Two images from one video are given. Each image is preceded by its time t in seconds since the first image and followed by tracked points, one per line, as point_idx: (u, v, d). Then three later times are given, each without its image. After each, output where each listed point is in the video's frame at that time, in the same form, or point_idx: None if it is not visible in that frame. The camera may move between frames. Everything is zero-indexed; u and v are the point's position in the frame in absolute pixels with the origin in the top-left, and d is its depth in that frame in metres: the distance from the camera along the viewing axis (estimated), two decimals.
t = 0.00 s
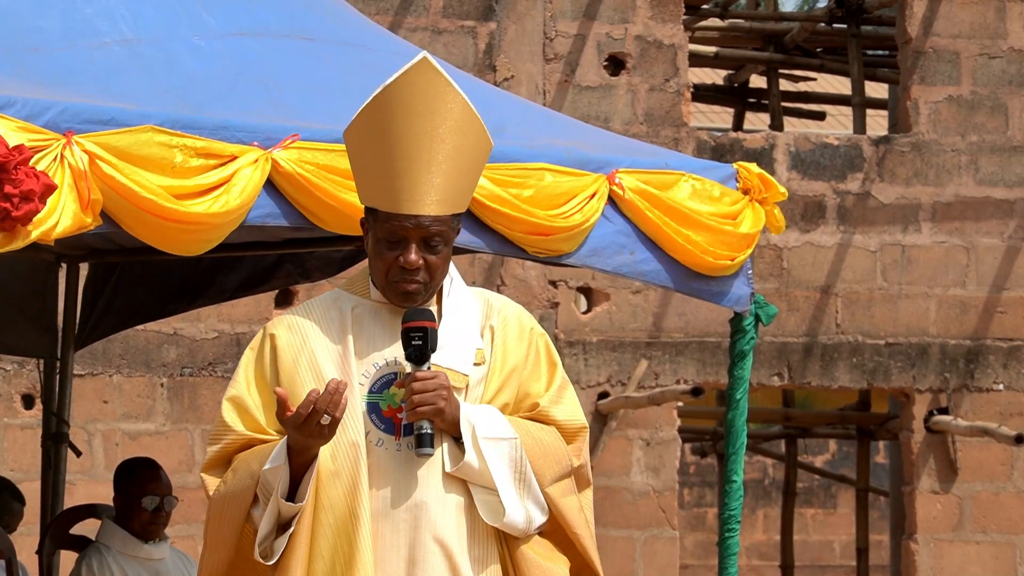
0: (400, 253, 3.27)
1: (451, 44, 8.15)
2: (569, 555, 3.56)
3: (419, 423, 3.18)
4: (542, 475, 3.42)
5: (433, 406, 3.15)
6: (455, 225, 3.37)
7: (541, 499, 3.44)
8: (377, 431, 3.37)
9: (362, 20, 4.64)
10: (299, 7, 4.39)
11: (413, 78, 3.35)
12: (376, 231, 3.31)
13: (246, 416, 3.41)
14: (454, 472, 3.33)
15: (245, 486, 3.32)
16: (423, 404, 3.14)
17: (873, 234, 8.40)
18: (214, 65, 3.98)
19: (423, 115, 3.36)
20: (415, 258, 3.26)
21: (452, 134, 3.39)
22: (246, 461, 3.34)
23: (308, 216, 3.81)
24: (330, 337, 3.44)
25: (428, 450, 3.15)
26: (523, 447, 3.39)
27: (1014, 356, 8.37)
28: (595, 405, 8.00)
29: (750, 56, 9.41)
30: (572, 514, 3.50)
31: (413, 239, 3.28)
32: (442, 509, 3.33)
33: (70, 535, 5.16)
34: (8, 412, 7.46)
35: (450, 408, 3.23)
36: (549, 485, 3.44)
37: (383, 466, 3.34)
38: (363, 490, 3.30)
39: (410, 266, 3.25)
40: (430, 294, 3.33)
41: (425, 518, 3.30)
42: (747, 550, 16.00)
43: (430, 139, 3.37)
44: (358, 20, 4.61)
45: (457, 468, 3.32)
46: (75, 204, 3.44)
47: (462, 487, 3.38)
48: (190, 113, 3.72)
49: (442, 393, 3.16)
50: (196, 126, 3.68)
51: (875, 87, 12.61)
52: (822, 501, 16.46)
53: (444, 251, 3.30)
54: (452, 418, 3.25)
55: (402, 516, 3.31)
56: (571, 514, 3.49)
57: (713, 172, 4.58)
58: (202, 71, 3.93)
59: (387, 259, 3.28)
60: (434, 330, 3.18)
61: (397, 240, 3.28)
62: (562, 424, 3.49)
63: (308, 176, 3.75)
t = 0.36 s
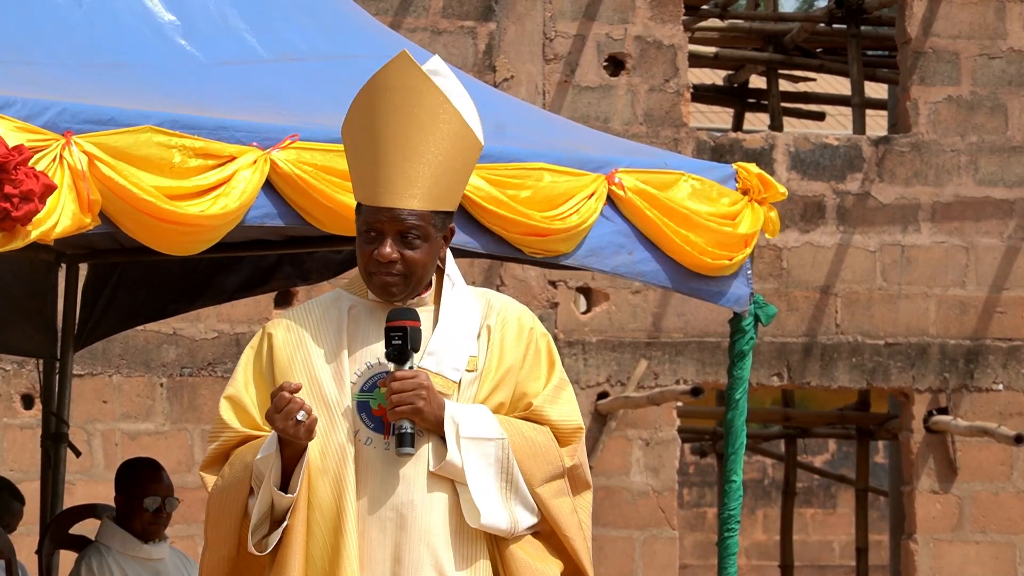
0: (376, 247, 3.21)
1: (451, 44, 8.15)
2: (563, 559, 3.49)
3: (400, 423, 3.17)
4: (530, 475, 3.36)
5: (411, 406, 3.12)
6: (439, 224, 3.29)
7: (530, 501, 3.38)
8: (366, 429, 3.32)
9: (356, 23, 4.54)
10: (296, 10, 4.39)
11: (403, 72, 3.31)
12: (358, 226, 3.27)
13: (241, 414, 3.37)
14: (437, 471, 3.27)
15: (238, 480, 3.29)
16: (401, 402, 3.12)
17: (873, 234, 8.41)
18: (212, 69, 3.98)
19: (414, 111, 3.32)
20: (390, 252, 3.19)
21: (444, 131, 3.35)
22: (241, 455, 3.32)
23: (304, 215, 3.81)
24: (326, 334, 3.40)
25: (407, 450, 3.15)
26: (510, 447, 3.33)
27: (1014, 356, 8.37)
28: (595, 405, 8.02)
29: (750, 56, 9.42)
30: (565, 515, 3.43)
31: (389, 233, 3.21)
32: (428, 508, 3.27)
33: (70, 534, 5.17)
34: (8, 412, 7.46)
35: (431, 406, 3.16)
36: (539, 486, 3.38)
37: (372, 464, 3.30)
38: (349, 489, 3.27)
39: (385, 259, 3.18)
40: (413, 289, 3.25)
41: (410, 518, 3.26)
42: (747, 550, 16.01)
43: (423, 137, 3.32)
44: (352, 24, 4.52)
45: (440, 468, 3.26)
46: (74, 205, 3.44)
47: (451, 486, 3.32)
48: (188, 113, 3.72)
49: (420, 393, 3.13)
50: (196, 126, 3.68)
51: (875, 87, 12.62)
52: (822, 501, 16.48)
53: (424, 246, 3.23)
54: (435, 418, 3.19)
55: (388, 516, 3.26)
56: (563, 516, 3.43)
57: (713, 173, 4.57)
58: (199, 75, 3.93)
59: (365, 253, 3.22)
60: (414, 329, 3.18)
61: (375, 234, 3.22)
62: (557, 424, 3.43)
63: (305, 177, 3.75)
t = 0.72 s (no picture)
0: (391, 245, 3.22)
1: (451, 44, 8.15)
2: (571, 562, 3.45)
3: (405, 419, 3.14)
4: (539, 475, 3.33)
5: (415, 401, 3.13)
6: (454, 224, 3.29)
7: (539, 501, 3.35)
8: (375, 425, 3.31)
9: (352, 21, 4.58)
10: (296, 11, 4.40)
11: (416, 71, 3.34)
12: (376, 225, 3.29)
13: (258, 411, 3.40)
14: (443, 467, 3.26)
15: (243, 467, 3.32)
16: (408, 399, 3.13)
17: (872, 235, 8.41)
18: (212, 69, 3.98)
19: (429, 111, 3.34)
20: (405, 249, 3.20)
21: (459, 131, 3.37)
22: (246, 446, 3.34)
23: (300, 213, 3.81)
24: (342, 334, 3.42)
25: (410, 445, 3.10)
26: (519, 446, 3.31)
27: (1013, 355, 8.37)
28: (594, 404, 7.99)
29: (750, 57, 9.42)
30: (574, 516, 3.39)
31: (403, 231, 3.23)
32: (431, 504, 3.26)
33: (70, 534, 5.17)
34: (7, 412, 7.46)
35: (435, 403, 3.16)
36: (548, 486, 3.35)
37: (379, 461, 3.30)
38: (354, 485, 3.28)
39: (399, 258, 3.20)
40: (429, 288, 3.27)
41: (413, 514, 3.25)
42: (747, 550, 16.01)
43: (439, 137, 3.34)
44: (348, 22, 4.55)
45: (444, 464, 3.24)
46: (71, 204, 3.44)
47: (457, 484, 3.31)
48: (187, 113, 3.72)
49: (425, 388, 3.13)
50: (195, 124, 3.68)
51: (874, 87, 12.62)
52: (821, 500, 16.49)
53: (439, 245, 3.24)
54: (440, 415, 3.19)
55: (391, 512, 3.26)
56: (572, 518, 3.39)
57: (711, 173, 4.58)
58: (200, 72, 3.95)
59: (380, 251, 3.24)
60: (420, 326, 3.17)
61: (390, 232, 3.24)
62: (569, 426, 3.41)
63: (303, 175, 3.76)
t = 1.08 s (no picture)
0: (431, 245, 3.25)
1: (463, 44, 8.14)
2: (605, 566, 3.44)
3: (440, 418, 3.15)
4: (571, 478, 3.34)
5: (450, 402, 3.13)
6: (496, 226, 3.33)
7: (572, 504, 3.35)
8: (409, 423, 3.33)
9: (366, 23, 4.64)
10: (314, 9, 4.45)
11: (462, 73, 3.38)
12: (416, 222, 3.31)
13: (293, 406, 3.43)
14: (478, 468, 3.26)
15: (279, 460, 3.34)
16: (444, 399, 3.13)
17: (884, 235, 8.40)
18: (226, 74, 3.98)
19: (473, 112, 3.38)
20: (445, 250, 3.24)
21: (505, 133, 3.40)
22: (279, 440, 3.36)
23: (320, 213, 3.84)
24: (378, 332, 3.43)
25: (446, 443, 3.11)
26: (552, 448, 3.31)
27: None
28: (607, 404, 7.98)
29: (762, 57, 9.42)
30: (606, 520, 3.39)
31: (444, 231, 3.26)
32: (464, 505, 3.27)
33: (83, 535, 5.19)
34: (20, 412, 7.49)
35: (471, 403, 3.17)
36: (580, 489, 3.36)
37: (413, 460, 3.30)
38: (385, 483, 3.28)
39: (440, 259, 3.23)
40: (467, 288, 3.30)
41: (446, 513, 3.25)
42: (759, 551, 15.99)
43: (483, 137, 3.38)
44: (362, 22, 4.61)
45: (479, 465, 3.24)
46: (85, 203, 3.46)
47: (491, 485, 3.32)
48: (197, 113, 3.73)
49: (460, 389, 3.14)
50: (207, 125, 3.69)
51: (886, 88, 12.61)
52: (834, 501, 16.48)
53: (480, 247, 3.28)
54: (475, 415, 3.20)
55: (423, 511, 3.26)
56: (605, 521, 3.39)
57: (724, 174, 4.58)
58: (220, 67, 4.00)
59: (420, 250, 3.27)
60: (459, 326, 3.19)
61: (430, 232, 3.27)
62: (603, 430, 3.41)
63: (321, 173, 3.78)
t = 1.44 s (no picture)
0: (442, 244, 3.26)
1: (460, 44, 8.13)
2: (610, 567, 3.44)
3: (447, 419, 3.14)
4: (577, 480, 3.34)
5: (458, 402, 3.13)
6: (506, 227, 3.33)
7: (577, 505, 3.35)
8: (416, 423, 3.33)
9: (365, 24, 4.68)
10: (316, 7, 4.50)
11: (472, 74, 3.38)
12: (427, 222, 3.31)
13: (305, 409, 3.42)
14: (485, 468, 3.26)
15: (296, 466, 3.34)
16: (452, 400, 3.13)
17: (882, 234, 8.41)
18: (228, 67, 4.00)
19: (484, 114, 3.38)
20: (456, 250, 3.24)
21: (514, 133, 3.40)
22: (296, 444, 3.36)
23: (321, 212, 3.84)
24: (387, 332, 3.42)
25: (454, 443, 3.10)
26: (560, 449, 3.31)
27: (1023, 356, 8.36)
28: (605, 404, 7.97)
29: (759, 57, 9.42)
30: (612, 524, 3.39)
31: (455, 231, 3.26)
32: (469, 504, 3.26)
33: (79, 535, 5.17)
34: (17, 412, 7.48)
35: (478, 403, 3.17)
36: (585, 491, 3.35)
37: (421, 459, 3.30)
38: (394, 483, 3.29)
39: (451, 259, 3.23)
40: (477, 290, 3.30)
41: (452, 510, 3.26)
42: (757, 550, 15.98)
43: (493, 138, 3.38)
44: (362, 24, 4.66)
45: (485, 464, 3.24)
46: (85, 202, 3.45)
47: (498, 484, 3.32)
48: (197, 112, 3.73)
49: (468, 389, 3.13)
50: (205, 124, 3.68)
51: (884, 88, 12.61)
52: (831, 501, 16.48)
53: (489, 247, 3.27)
54: (483, 415, 3.19)
55: (431, 509, 3.27)
56: (610, 525, 3.39)
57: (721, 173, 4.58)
58: (224, 58, 4.04)
59: (432, 250, 3.27)
60: (467, 327, 3.19)
61: (441, 232, 3.27)
62: (610, 431, 3.40)
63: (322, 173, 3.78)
